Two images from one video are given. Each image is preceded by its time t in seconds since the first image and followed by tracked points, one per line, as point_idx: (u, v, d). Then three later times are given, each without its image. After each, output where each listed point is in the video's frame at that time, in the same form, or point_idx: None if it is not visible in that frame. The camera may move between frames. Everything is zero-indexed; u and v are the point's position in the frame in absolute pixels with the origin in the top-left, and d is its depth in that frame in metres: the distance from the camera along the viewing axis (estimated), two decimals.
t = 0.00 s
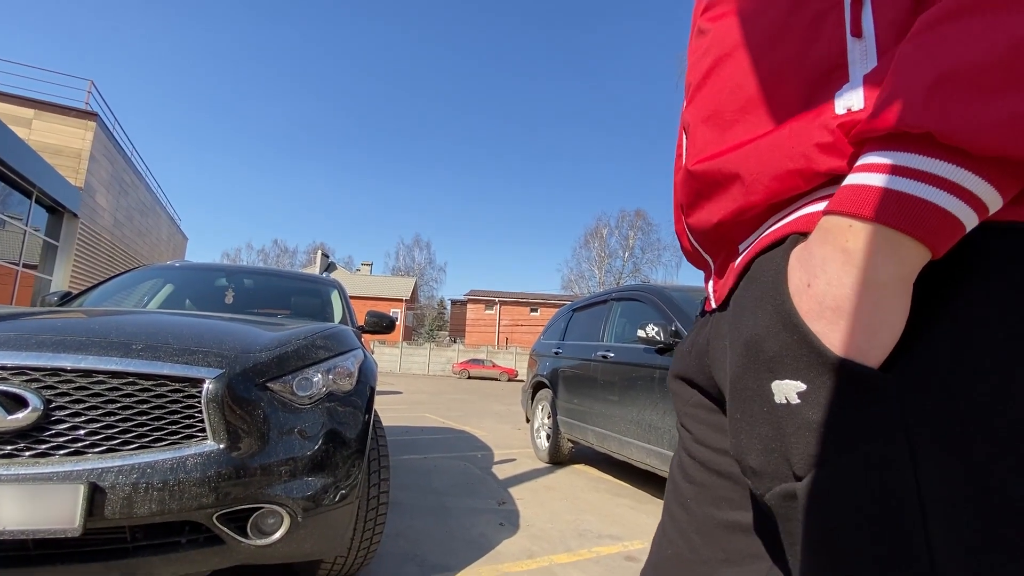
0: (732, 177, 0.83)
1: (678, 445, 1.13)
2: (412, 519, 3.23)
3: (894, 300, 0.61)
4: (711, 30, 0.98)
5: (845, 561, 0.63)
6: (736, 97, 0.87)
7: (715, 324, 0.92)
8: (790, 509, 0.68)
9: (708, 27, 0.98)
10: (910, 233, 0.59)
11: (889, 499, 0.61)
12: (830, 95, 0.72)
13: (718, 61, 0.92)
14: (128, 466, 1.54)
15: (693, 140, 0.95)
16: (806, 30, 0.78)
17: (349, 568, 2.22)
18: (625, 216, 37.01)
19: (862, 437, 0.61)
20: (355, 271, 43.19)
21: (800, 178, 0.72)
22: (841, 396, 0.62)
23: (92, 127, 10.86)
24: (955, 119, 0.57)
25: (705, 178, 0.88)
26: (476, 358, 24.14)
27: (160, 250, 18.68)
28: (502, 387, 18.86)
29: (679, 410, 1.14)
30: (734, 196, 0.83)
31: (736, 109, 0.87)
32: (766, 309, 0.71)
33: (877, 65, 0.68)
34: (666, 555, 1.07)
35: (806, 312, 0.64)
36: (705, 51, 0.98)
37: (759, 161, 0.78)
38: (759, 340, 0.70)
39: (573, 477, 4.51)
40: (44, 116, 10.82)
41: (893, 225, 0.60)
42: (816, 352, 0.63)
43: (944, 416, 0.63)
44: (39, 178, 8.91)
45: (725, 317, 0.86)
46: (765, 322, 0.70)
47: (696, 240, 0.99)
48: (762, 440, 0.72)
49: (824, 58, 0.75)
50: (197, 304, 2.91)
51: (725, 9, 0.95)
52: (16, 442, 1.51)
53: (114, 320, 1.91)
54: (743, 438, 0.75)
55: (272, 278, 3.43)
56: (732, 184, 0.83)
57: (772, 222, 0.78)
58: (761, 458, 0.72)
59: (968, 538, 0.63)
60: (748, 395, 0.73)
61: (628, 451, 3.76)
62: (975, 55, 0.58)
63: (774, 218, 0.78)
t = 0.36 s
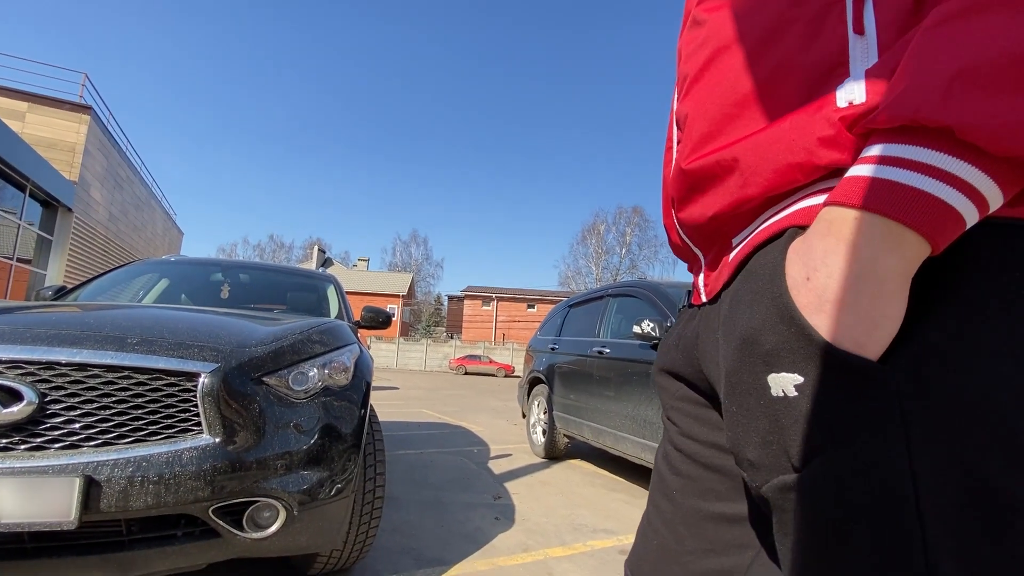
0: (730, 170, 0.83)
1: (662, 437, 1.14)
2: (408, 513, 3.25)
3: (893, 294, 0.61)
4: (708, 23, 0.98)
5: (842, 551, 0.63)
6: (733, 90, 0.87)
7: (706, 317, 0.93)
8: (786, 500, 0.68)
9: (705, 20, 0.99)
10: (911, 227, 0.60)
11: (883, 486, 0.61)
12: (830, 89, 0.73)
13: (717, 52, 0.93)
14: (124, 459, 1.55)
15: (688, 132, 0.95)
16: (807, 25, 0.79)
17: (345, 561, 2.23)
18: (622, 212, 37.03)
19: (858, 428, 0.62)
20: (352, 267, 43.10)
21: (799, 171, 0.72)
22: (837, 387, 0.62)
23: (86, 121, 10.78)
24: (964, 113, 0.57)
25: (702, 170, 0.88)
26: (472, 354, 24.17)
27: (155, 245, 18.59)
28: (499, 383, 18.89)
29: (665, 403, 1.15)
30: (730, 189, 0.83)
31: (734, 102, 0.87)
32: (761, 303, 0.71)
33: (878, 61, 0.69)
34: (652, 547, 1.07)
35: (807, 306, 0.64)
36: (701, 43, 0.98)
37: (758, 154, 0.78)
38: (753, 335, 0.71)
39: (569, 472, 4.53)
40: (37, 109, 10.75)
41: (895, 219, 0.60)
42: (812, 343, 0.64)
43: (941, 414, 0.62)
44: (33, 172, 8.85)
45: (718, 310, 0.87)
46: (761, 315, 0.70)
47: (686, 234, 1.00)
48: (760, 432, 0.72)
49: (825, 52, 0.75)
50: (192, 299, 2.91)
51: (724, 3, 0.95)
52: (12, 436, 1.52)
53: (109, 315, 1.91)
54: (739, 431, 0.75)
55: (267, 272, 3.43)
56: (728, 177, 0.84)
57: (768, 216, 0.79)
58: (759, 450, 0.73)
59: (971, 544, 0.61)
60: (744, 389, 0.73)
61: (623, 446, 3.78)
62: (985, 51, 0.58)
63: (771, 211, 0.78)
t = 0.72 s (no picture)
0: (717, 171, 0.83)
1: (659, 436, 1.14)
2: (407, 511, 3.25)
3: (876, 296, 0.61)
4: (696, 21, 0.98)
5: (831, 550, 0.64)
6: (720, 90, 0.87)
7: (699, 316, 0.93)
8: (774, 500, 0.69)
9: (694, 18, 0.99)
10: (893, 229, 0.60)
11: (866, 485, 0.62)
12: (815, 88, 0.73)
13: (706, 52, 0.93)
14: (122, 459, 1.55)
15: (677, 132, 0.95)
16: (792, 24, 0.78)
17: (344, 559, 2.24)
18: (621, 210, 37.03)
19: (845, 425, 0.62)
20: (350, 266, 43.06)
21: (783, 172, 0.72)
22: (822, 389, 0.62)
23: (83, 120, 10.75)
24: (943, 114, 0.57)
25: (690, 170, 0.89)
26: (471, 352, 24.17)
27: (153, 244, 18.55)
28: (498, 381, 18.90)
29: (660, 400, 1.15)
30: (718, 190, 0.83)
31: (721, 102, 0.87)
32: (747, 304, 0.71)
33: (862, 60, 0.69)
34: (648, 545, 1.08)
35: (791, 309, 0.65)
36: (691, 42, 0.98)
37: (744, 155, 0.78)
38: (739, 338, 0.71)
39: (568, 470, 4.53)
40: (34, 108, 10.71)
41: (877, 220, 0.60)
42: (797, 346, 0.64)
43: (925, 412, 0.63)
44: (30, 171, 8.83)
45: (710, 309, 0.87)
46: (748, 317, 0.70)
47: (678, 233, 1.00)
48: (749, 433, 0.72)
49: (812, 52, 0.75)
50: (190, 298, 2.90)
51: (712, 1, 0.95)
52: (9, 436, 1.52)
53: (106, 314, 1.90)
54: (729, 432, 0.75)
55: (265, 271, 3.42)
56: (716, 178, 0.84)
57: (757, 216, 0.79)
58: (747, 450, 0.73)
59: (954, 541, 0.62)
60: (732, 390, 0.73)
61: (622, 444, 3.79)
62: (965, 50, 0.58)
63: (759, 212, 0.79)
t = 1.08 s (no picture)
0: (726, 163, 0.84)
1: (669, 428, 1.15)
2: (416, 501, 3.29)
3: (884, 285, 0.62)
4: (703, 14, 0.99)
5: (838, 538, 0.64)
6: (729, 82, 0.88)
7: (709, 309, 0.94)
8: (784, 489, 0.70)
9: (701, 11, 0.99)
10: (900, 219, 0.60)
11: (872, 473, 0.63)
12: (824, 79, 0.73)
13: (713, 44, 0.93)
14: (138, 447, 1.59)
15: (686, 126, 0.96)
16: (800, 16, 0.79)
17: (355, 547, 2.27)
18: (629, 203, 36.85)
19: (854, 416, 0.63)
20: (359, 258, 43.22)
21: (792, 164, 0.73)
22: (830, 379, 0.63)
23: (95, 114, 10.85)
24: (948, 102, 0.57)
25: (699, 163, 0.89)
26: (479, 345, 24.25)
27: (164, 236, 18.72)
28: (506, 374, 18.96)
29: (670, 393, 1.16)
30: (727, 182, 0.84)
31: (729, 94, 0.87)
32: (754, 295, 0.72)
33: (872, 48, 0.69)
34: (658, 535, 1.09)
35: (797, 299, 0.66)
36: (698, 35, 0.98)
37: (753, 147, 0.78)
38: (746, 330, 0.72)
39: (575, 462, 4.56)
40: (47, 102, 10.81)
41: (883, 210, 0.61)
42: (805, 336, 0.65)
43: (930, 400, 0.63)
44: (44, 164, 8.93)
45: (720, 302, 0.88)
46: (756, 308, 0.71)
47: (688, 226, 1.01)
48: (757, 423, 0.73)
49: (820, 42, 0.76)
50: (202, 290, 2.94)
51: None
52: (30, 423, 1.56)
53: (121, 305, 1.94)
54: (739, 423, 0.76)
55: (276, 264, 3.46)
56: (725, 170, 0.84)
57: (766, 208, 0.79)
58: (757, 441, 0.74)
59: (965, 531, 0.63)
60: (740, 381, 0.75)
61: (629, 436, 3.80)
62: (969, 38, 0.58)
63: (768, 204, 0.79)
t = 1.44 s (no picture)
0: (733, 150, 0.85)
1: (673, 411, 1.17)
2: (424, 485, 3.34)
3: (879, 268, 0.63)
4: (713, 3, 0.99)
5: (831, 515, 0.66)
6: (737, 71, 0.88)
7: (714, 294, 0.95)
8: (780, 465, 0.72)
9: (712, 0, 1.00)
10: (897, 203, 0.62)
11: (866, 453, 0.64)
12: (829, 66, 0.74)
13: (723, 34, 0.94)
14: (154, 427, 1.63)
15: (696, 114, 0.97)
16: (808, 4, 0.79)
17: (364, 528, 2.32)
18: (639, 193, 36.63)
19: (847, 395, 0.64)
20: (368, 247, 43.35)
21: (796, 150, 0.74)
22: (825, 358, 0.65)
23: (107, 101, 10.93)
24: (948, 88, 0.58)
25: (707, 151, 0.90)
26: (487, 334, 24.35)
27: (176, 224, 18.87)
28: (513, 363, 19.05)
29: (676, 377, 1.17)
30: (734, 169, 0.85)
31: (738, 83, 0.88)
32: (755, 278, 0.73)
33: (878, 35, 0.69)
34: (660, 514, 1.11)
35: (796, 280, 0.67)
36: (710, 23, 0.99)
37: (760, 134, 0.79)
38: (748, 311, 0.73)
39: (581, 450, 4.60)
40: (60, 89, 10.89)
41: (881, 194, 0.62)
42: (801, 317, 0.66)
43: (924, 382, 0.64)
44: (58, 151, 9.02)
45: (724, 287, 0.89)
46: (755, 290, 0.73)
47: (696, 213, 1.02)
48: (756, 402, 0.75)
49: (828, 30, 0.75)
50: (215, 276, 2.98)
51: None
52: (50, 403, 1.60)
53: (136, 290, 1.98)
54: (738, 401, 0.78)
55: (286, 251, 3.50)
56: (732, 158, 0.85)
57: (770, 193, 0.80)
58: (756, 419, 0.76)
59: (951, 511, 0.64)
60: (740, 360, 0.76)
61: (636, 425, 3.83)
62: (971, 26, 0.59)
63: (772, 189, 0.80)
